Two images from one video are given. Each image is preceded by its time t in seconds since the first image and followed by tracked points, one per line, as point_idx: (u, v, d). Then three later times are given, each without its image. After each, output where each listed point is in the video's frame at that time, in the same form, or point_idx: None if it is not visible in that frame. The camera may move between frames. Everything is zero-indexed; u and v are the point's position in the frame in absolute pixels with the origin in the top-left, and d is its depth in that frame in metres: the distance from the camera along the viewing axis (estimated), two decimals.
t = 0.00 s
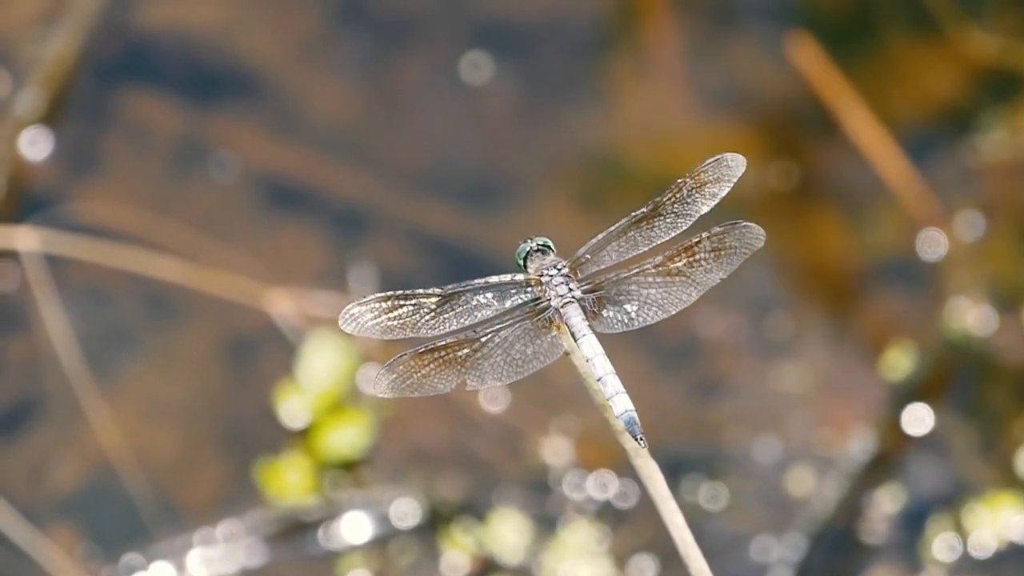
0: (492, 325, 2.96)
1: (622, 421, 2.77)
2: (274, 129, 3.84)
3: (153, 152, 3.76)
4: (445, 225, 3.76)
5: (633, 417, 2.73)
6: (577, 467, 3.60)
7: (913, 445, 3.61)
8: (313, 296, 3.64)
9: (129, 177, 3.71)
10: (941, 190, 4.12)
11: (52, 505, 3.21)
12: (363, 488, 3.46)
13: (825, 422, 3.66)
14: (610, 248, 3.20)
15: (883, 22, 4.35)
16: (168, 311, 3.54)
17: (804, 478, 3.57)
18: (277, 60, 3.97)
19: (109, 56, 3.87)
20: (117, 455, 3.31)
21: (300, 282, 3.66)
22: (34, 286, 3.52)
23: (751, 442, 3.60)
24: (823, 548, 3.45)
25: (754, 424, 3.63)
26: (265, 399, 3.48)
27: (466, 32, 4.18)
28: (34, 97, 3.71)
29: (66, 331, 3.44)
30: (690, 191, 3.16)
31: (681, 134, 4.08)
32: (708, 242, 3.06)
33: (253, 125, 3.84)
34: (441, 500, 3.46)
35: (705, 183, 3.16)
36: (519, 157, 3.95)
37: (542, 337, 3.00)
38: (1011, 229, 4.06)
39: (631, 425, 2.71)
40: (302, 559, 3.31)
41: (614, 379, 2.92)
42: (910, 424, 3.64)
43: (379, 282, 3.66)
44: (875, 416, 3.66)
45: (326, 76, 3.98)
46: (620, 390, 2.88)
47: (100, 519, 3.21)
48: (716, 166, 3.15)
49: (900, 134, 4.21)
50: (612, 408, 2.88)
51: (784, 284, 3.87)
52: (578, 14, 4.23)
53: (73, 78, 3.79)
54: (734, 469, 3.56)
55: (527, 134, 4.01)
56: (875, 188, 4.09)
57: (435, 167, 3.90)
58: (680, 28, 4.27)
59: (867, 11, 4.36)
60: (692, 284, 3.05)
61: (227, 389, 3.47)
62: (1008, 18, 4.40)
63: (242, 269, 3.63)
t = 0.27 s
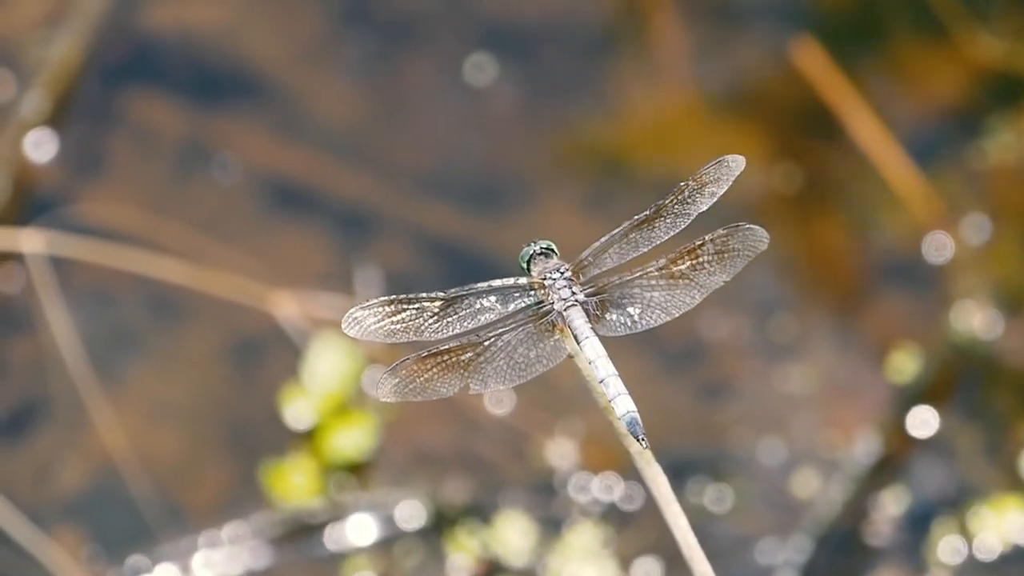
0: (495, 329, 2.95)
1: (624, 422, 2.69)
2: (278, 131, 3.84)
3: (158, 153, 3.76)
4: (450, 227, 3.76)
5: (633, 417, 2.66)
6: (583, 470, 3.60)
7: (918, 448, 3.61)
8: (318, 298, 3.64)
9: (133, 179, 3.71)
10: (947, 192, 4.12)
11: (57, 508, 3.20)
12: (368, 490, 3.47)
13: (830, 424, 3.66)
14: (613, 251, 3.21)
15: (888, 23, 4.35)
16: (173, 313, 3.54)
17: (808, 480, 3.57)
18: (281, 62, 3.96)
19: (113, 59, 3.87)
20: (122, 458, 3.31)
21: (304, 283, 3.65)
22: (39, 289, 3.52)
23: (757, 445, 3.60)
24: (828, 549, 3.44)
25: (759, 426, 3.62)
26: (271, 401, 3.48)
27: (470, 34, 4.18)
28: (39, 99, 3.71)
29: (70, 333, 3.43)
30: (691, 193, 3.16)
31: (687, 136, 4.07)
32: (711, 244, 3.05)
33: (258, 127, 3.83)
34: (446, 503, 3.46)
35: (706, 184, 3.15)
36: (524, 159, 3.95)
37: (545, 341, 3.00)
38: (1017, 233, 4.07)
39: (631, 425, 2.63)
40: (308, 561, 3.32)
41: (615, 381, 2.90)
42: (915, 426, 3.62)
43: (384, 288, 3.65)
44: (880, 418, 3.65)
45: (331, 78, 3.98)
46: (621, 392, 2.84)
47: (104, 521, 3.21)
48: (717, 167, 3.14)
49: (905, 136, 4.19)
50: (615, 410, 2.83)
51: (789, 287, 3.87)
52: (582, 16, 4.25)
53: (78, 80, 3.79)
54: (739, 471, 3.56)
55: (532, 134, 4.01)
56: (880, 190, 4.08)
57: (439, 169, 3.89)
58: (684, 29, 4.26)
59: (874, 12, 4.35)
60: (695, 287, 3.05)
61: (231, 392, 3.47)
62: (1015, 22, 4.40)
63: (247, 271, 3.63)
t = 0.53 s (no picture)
0: (498, 328, 2.95)
1: (626, 421, 2.71)
2: (281, 131, 3.85)
3: (161, 154, 3.77)
4: (454, 228, 3.77)
5: (636, 417, 2.67)
6: (587, 469, 3.61)
7: (921, 448, 3.61)
8: (321, 298, 3.64)
9: (137, 179, 3.72)
10: (949, 193, 4.12)
11: (60, 507, 3.21)
12: (372, 490, 3.48)
13: (833, 425, 3.66)
14: (617, 250, 3.21)
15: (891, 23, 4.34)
16: (176, 313, 3.55)
17: (812, 480, 3.57)
18: (285, 63, 3.97)
19: (117, 59, 3.88)
20: (125, 457, 3.32)
21: (308, 284, 3.66)
22: (43, 290, 3.52)
23: (760, 445, 3.61)
24: (830, 551, 3.43)
25: (762, 427, 3.63)
26: (275, 401, 3.49)
27: (475, 33, 4.16)
28: (42, 99, 3.71)
29: (75, 333, 3.45)
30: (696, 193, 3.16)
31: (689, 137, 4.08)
32: (714, 243, 3.05)
33: (261, 127, 3.84)
34: (449, 503, 3.48)
35: (712, 185, 3.15)
36: (526, 160, 3.95)
37: (548, 340, 3.01)
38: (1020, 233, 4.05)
39: (635, 425, 2.64)
40: (312, 560, 3.33)
41: (617, 380, 2.89)
42: (918, 427, 3.62)
43: (388, 284, 3.67)
44: (883, 419, 3.65)
45: (335, 78, 3.97)
46: (624, 391, 2.84)
47: (108, 520, 3.22)
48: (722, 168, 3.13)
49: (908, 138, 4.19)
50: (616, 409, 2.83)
51: (792, 287, 3.87)
52: (587, 16, 4.22)
53: (82, 81, 3.80)
54: (742, 472, 3.56)
55: (535, 135, 4.01)
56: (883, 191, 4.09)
57: (443, 170, 3.90)
58: (689, 30, 4.25)
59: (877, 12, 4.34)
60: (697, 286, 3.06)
61: (235, 391, 3.48)
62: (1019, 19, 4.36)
63: (250, 271, 3.64)
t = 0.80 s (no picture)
0: (501, 324, 2.95)
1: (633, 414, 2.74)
2: (282, 130, 3.85)
3: (163, 153, 3.77)
4: (454, 227, 3.77)
5: (644, 410, 2.71)
6: (588, 469, 3.60)
7: (924, 447, 3.61)
8: (322, 298, 3.65)
9: (138, 179, 3.72)
10: (950, 192, 4.10)
11: (62, 507, 3.22)
12: (373, 489, 3.48)
13: (834, 425, 3.65)
14: (618, 248, 3.22)
15: (893, 21, 4.32)
16: (177, 312, 3.56)
17: (813, 480, 3.57)
18: (286, 62, 3.97)
19: (118, 58, 3.88)
20: (126, 456, 3.33)
21: (308, 283, 3.67)
22: (44, 289, 3.53)
23: (761, 444, 3.60)
24: (832, 550, 3.42)
25: (763, 426, 3.62)
26: (276, 400, 3.49)
27: (476, 33, 4.16)
28: (44, 99, 3.73)
29: (76, 333, 3.46)
30: (694, 188, 3.19)
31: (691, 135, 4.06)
32: (713, 236, 3.07)
33: (262, 126, 3.84)
34: (450, 502, 3.48)
35: (709, 180, 3.19)
36: (527, 158, 3.95)
37: (552, 335, 3.01)
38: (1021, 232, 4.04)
39: (643, 419, 2.69)
40: (314, 560, 3.33)
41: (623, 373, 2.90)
42: (920, 425, 3.63)
43: (389, 287, 3.66)
44: (886, 418, 3.65)
45: (336, 78, 3.98)
46: (630, 384, 2.86)
47: (109, 519, 3.23)
48: (719, 162, 3.17)
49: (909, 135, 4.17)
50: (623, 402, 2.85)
51: (794, 286, 3.86)
52: (588, 15, 4.21)
53: (83, 80, 3.81)
54: (744, 471, 3.56)
55: (536, 134, 4.01)
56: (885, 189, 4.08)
57: (444, 169, 3.90)
58: (691, 28, 4.24)
59: (877, 11, 4.34)
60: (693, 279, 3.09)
61: (236, 391, 3.49)
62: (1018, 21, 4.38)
63: (251, 270, 3.64)
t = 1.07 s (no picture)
0: (505, 323, 2.95)
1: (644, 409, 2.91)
2: (282, 128, 3.85)
3: (163, 151, 3.78)
4: (455, 226, 3.78)
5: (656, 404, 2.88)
6: (588, 466, 3.60)
7: (924, 445, 3.63)
8: (322, 297, 3.65)
9: (138, 178, 3.73)
10: (951, 189, 4.11)
11: (60, 504, 3.24)
12: (374, 487, 3.49)
13: (834, 423, 3.65)
14: (620, 244, 3.21)
15: (892, 19, 4.29)
16: (178, 311, 3.56)
17: (813, 478, 3.57)
18: (285, 60, 3.97)
19: (117, 56, 3.88)
20: (127, 455, 3.33)
21: (309, 282, 3.67)
22: (44, 288, 3.54)
23: (761, 442, 3.60)
24: (832, 546, 3.47)
25: (763, 424, 3.62)
26: (276, 399, 3.50)
27: (475, 30, 4.15)
28: (44, 97, 3.73)
29: (77, 331, 3.47)
30: (696, 184, 3.19)
31: (691, 133, 4.07)
32: (715, 232, 3.08)
33: (262, 125, 3.84)
34: (450, 500, 3.49)
35: (710, 176, 3.19)
36: (528, 156, 3.95)
37: (553, 334, 3.01)
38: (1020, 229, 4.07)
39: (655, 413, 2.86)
40: (314, 557, 3.36)
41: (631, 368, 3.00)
42: (920, 423, 3.65)
43: (389, 283, 3.68)
44: (885, 416, 3.66)
45: (335, 75, 3.98)
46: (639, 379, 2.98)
47: (109, 518, 3.25)
48: (719, 158, 3.18)
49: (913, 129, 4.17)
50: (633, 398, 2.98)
51: (796, 283, 3.84)
52: (588, 11, 4.20)
53: (83, 78, 3.81)
54: (744, 469, 3.56)
55: (536, 132, 4.01)
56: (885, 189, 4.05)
57: (443, 168, 3.89)
58: (692, 25, 4.23)
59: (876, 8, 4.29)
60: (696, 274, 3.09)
61: (237, 389, 3.49)
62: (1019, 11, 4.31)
63: (251, 269, 3.64)
